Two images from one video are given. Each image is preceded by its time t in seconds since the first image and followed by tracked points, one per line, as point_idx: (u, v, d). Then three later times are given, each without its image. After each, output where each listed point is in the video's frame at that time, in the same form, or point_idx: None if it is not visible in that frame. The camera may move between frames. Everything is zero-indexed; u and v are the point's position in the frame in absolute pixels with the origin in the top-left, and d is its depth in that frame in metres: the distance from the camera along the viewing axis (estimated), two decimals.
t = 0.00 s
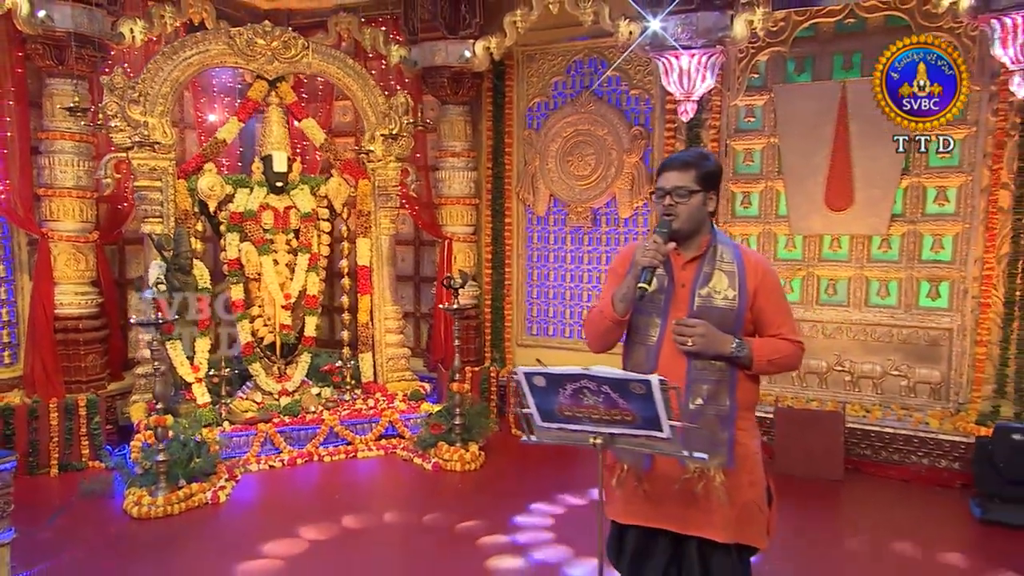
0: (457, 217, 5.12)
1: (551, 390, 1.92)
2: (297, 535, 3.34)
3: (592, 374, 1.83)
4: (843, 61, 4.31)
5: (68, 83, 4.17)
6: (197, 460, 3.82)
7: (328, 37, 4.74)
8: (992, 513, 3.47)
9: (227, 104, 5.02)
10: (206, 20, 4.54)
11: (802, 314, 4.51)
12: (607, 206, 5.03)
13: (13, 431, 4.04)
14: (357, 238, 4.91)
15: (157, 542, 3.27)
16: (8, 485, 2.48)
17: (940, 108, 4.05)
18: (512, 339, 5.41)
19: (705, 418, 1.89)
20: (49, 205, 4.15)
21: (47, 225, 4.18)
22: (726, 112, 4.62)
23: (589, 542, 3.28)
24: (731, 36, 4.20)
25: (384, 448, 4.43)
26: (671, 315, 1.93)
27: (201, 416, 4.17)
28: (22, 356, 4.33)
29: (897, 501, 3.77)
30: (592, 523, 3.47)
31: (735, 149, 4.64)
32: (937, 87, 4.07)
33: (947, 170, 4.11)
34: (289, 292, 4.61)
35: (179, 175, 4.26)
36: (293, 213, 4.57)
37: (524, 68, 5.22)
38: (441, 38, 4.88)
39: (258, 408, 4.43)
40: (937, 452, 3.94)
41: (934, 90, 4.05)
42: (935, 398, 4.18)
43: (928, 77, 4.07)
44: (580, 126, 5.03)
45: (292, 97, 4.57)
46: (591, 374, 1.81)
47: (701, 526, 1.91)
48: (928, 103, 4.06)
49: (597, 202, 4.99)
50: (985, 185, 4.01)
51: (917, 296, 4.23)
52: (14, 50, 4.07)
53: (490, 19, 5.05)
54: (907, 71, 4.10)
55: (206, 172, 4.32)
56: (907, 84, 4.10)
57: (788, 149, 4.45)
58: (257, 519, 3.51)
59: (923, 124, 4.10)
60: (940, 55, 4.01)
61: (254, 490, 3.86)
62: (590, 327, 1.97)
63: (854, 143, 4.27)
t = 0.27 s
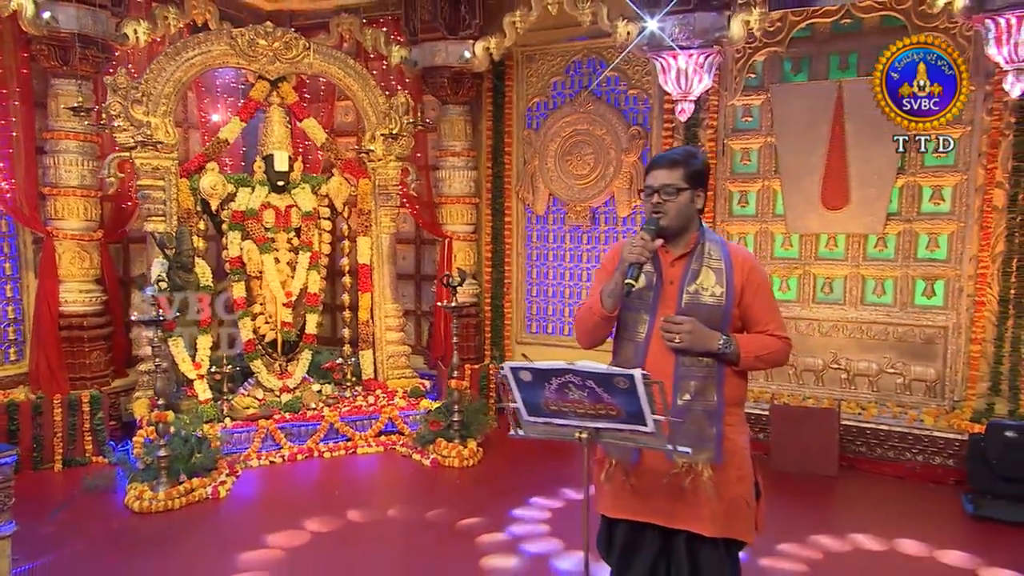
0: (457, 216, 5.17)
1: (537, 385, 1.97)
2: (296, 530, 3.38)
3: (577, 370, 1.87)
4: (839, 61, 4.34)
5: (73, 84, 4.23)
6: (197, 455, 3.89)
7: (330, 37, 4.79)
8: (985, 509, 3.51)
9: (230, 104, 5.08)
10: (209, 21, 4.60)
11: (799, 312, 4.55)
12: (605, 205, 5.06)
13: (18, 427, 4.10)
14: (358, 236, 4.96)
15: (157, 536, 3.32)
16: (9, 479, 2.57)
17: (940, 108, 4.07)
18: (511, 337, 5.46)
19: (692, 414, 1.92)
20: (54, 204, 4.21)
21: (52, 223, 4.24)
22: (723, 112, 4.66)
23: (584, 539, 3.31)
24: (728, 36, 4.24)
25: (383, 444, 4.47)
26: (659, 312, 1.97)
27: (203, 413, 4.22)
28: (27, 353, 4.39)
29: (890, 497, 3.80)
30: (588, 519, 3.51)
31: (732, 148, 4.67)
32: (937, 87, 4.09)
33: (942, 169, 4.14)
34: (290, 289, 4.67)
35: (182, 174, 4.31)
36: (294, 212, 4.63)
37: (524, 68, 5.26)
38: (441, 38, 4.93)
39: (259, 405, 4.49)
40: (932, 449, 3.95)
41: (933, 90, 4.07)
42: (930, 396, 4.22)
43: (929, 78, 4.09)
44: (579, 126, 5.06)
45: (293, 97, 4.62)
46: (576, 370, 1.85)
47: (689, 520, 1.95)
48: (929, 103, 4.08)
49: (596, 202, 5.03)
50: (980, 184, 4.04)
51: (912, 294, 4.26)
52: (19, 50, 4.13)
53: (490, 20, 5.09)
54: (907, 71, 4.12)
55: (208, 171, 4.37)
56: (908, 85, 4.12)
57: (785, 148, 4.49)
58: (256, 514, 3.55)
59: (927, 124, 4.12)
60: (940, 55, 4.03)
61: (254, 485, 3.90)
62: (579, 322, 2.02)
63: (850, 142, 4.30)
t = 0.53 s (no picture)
0: (459, 216, 5.21)
1: (528, 381, 2.00)
2: (298, 526, 3.43)
3: (567, 366, 1.90)
4: (839, 62, 4.36)
5: (80, 85, 4.28)
6: (201, 452, 3.90)
7: (334, 39, 4.84)
8: (982, 507, 3.52)
9: (236, 105, 5.14)
10: (215, 23, 4.66)
11: (798, 312, 4.57)
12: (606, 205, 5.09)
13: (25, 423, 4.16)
14: (361, 236, 5.01)
15: (160, 532, 3.37)
16: (13, 474, 2.55)
17: (939, 108, 4.09)
18: (513, 336, 5.50)
19: (686, 412, 1.95)
20: (62, 203, 4.27)
21: (59, 223, 4.30)
22: (724, 112, 4.68)
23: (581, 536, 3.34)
24: (728, 37, 4.27)
25: (385, 441, 4.51)
26: (652, 310, 2.01)
27: (207, 410, 4.27)
28: (35, 350, 4.45)
29: (889, 496, 3.82)
30: (586, 516, 3.54)
31: (733, 148, 4.69)
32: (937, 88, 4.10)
33: (941, 169, 4.16)
34: (294, 288, 4.72)
35: (187, 175, 4.36)
36: (297, 212, 4.68)
37: (526, 69, 5.29)
38: (444, 40, 4.97)
39: (262, 402, 4.54)
40: (930, 448, 3.96)
41: (934, 90, 4.09)
42: (929, 395, 4.24)
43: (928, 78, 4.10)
44: (581, 126, 5.10)
45: (297, 98, 4.67)
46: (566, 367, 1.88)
47: (681, 516, 1.98)
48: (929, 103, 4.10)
49: (597, 202, 5.06)
50: (979, 184, 4.05)
51: (911, 294, 4.28)
52: (27, 52, 4.20)
53: (492, 21, 5.13)
54: (907, 71, 4.14)
55: (213, 171, 4.42)
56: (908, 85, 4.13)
57: (785, 148, 4.51)
58: (258, 510, 3.60)
59: (925, 124, 4.14)
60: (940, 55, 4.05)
61: (257, 482, 3.95)
62: (573, 321, 2.05)
63: (850, 142, 4.32)
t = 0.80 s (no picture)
0: (466, 216, 5.26)
1: (523, 379, 2.04)
2: (305, 522, 3.48)
3: (561, 364, 1.94)
4: (843, 63, 4.38)
5: (93, 88, 4.36)
6: (209, 449, 3.98)
7: (343, 42, 4.90)
8: (983, 507, 3.54)
9: (247, 108, 5.21)
10: (226, 27, 4.73)
11: (803, 312, 4.59)
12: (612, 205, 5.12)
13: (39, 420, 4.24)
14: (368, 237, 5.07)
15: (169, 527, 3.44)
16: (23, 470, 2.68)
17: (940, 108, 4.09)
18: (519, 336, 5.54)
19: (683, 407, 1.99)
20: (76, 204, 4.35)
21: (73, 223, 4.39)
22: (729, 114, 4.71)
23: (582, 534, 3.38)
24: (732, 39, 4.30)
25: (392, 439, 4.56)
26: (649, 308, 2.04)
27: (216, 408, 4.34)
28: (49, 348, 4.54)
29: (891, 495, 3.84)
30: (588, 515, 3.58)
31: (737, 149, 4.72)
32: (937, 87, 4.10)
33: (946, 170, 4.17)
34: (302, 288, 4.78)
35: (197, 176, 4.44)
36: (306, 213, 4.75)
37: (533, 72, 5.34)
38: (451, 42, 5.02)
39: (271, 400, 4.61)
40: (933, 448, 3.97)
41: (934, 90, 4.09)
42: (933, 395, 4.25)
43: (929, 78, 4.11)
44: (586, 128, 5.14)
45: (306, 100, 4.74)
46: (560, 365, 1.92)
47: (678, 512, 2.02)
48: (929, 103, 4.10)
49: (602, 203, 5.09)
50: (983, 185, 4.06)
51: (915, 294, 4.29)
52: (43, 56, 4.29)
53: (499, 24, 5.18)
54: (907, 71, 4.15)
55: (223, 173, 4.50)
56: (908, 85, 4.15)
57: (789, 149, 4.53)
58: (265, 506, 3.67)
59: (924, 124, 4.15)
60: (940, 55, 4.06)
61: (265, 478, 4.02)
62: (570, 316, 2.09)
63: (854, 143, 4.34)
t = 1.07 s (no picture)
0: (473, 216, 5.31)
1: (520, 377, 2.09)
2: (312, 519, 3.55)
3: (557, 363, 1.99)
4: (848, 64, 4.39)
5: (106, 91, 4.44)
6: (219, 445, 4.05)
7: (352, 45, 4.97)
8: (987, 507, 3.55)
9: (258, 110, 5.29)
10: (237, 30, 4.80)
11: (808, 312, 4.60)
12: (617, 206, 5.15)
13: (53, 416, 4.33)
14: (376, 237, 5.13)
15: (179, 522, 3.51)
16: (37, 464, 2.76)
17: (939, 108, 4.11)
18: (526, 335, 5.58)
19: (681, 405, 2.02)
20: (90, 205, 4.44)
21: (87, 223, 4.47)
22: (734, 115, 4.74)
23: (585, 532, 3.42)
24: (738, 40, 4.32)
25: (399, 437, 4.62)
26: (646, 306, 2.08)
27: (226, 405, 4.41)
28: (64, 346, 4.63)
29: (895, 495, 3.85)
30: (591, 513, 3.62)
31: (743, 150, 4.74)
32: (937, 87, 4.12)
33: (951, 171, 4.18)
34: (311, 287, 4.85)
35: (208, 177, 4.51)
36: (315, 213, 4.81)
37: (540, 73, 5.38)
38: (459, 44, 5.07)
39: (280, 398, 4.67)
40: (938, 448, 3.99)
41: (933, 90, 4.11)
42: (938, 395, 4.26)
43: (928, 77, 4.13)
44: (592, 129, 5.17)
45: (315, 102, 4.81)
46: (555, 364, 1.97)
47: (675, 509, 2.05)
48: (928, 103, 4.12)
49: (608, 203, 5.12)
50: (989, 186, 4.07)
51: (920, 294, 4.30)
52: (59, 60, 4.38)
53: (506, 26, 5.23)
54: (906, 71, 4.16)
55: (233, 174, 4.57)
56: (908, 85, 4.16)
57: (794, 150, 4.54)
58: (273, 503, 3.73)
59: (925, 124, 4.17)
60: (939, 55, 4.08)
61: (273, 475, 4.09)
62: (569, 317, 2.14)
63: (859, 144, 4.35)
